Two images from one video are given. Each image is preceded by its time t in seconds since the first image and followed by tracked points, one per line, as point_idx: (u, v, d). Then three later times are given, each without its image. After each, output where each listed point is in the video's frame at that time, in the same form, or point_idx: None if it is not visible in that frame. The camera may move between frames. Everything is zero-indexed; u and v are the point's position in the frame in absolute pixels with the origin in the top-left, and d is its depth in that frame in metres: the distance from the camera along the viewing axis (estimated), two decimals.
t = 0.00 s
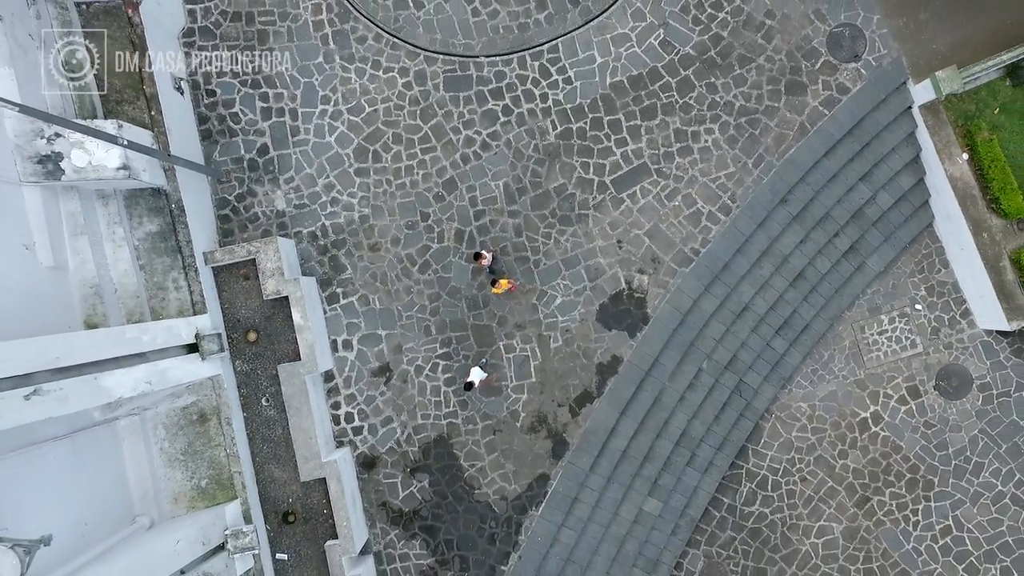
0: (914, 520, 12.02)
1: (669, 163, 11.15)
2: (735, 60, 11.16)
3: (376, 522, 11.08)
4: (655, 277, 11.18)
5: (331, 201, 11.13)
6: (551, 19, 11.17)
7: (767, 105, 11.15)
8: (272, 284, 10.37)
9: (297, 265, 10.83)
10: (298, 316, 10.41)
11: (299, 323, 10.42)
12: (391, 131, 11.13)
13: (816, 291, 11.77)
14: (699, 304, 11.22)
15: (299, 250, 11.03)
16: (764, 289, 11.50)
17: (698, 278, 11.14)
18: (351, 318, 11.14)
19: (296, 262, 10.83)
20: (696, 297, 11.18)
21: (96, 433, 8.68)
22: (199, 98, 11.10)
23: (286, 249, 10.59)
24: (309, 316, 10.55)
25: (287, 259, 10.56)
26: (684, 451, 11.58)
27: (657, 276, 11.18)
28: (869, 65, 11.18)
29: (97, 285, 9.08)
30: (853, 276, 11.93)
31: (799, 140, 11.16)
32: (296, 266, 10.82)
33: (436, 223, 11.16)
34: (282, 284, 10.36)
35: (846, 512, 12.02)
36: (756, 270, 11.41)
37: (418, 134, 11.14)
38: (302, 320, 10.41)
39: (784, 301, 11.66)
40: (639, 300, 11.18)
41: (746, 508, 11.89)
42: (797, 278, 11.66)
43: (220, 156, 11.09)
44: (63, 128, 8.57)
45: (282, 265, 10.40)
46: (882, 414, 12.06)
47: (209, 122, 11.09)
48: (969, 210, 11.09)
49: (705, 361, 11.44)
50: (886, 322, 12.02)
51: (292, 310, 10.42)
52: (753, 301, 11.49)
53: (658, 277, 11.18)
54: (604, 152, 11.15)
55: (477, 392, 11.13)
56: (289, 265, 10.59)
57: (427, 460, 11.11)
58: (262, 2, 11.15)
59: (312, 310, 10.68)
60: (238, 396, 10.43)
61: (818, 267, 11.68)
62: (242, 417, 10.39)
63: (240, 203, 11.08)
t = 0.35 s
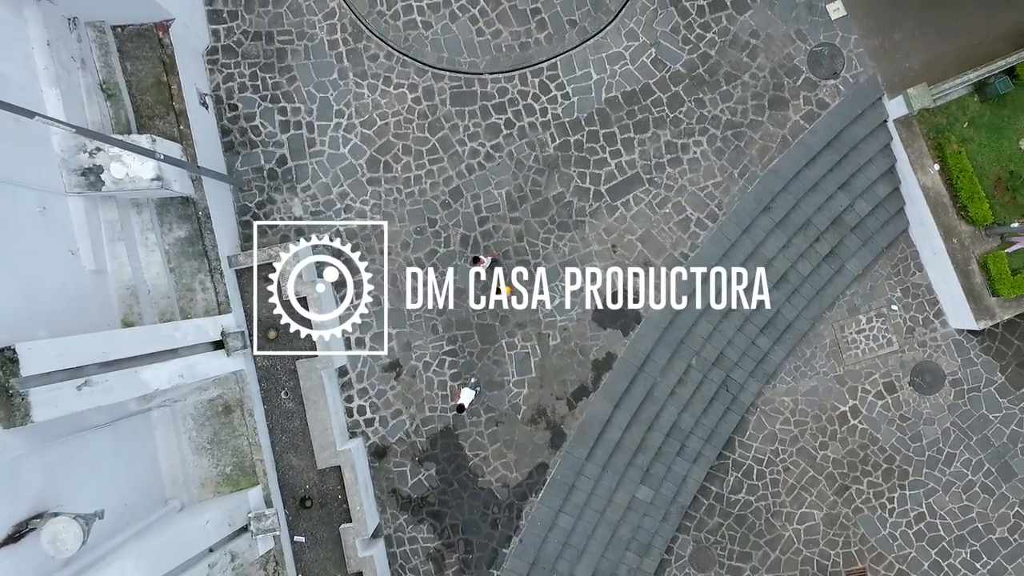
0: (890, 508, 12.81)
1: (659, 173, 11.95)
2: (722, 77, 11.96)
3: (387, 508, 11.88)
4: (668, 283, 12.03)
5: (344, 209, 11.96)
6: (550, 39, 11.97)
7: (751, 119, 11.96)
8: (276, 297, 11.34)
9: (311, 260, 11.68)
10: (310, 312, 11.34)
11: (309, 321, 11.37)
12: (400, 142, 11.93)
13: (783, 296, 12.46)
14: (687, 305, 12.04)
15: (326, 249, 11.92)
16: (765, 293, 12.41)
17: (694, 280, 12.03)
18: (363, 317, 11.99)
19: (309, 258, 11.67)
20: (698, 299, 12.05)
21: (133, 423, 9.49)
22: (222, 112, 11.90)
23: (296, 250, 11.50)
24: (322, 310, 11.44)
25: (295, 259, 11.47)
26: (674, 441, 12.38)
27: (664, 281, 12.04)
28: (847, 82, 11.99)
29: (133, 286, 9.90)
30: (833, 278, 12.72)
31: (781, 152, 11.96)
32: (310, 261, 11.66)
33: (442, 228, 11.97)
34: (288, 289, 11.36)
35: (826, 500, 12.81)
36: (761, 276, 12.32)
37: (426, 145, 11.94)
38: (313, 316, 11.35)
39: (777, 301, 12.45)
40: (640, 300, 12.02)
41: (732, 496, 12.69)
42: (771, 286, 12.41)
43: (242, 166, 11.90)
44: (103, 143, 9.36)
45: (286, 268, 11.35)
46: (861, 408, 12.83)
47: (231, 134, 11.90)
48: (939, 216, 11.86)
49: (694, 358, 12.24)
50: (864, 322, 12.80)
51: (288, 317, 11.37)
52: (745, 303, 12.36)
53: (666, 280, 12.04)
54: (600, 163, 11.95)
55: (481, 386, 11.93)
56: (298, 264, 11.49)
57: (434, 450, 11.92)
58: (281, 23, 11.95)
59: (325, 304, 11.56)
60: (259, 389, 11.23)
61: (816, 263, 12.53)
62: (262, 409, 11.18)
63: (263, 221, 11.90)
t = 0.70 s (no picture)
0: (869, 495, 13.59)
1: (651, 180, 12.74)
2: (710, 91, 12.75)
3: (395, 495, 12.67)
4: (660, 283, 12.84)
5: (356, 214, 12.75)
6: (548, 54, 12.76)
7: (737, 130, 12.75)
8: (277, 299, 12.12)
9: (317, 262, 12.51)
10: (325, 309, 12.21)
11: (322, 321, 12.25)
12: (408, 152, 12.72)
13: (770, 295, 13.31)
14: (677, 304, 12.84)
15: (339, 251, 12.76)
16: (754, 293, 13.24)
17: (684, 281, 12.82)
18: (373, 315, 12.78)
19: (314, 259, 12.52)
20: (697, 301, 12.95)
21: (163, 414, 10.28)
22: (241, 123, 12.69)
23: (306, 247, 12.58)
24: (336, 304, 12.36)
25: (299, 255, 12.45)
26: (665, 432, 13.16)
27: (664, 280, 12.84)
28: (827, 95, 12.78)
29: (160, 286, 10.75)
30: (815, 279, 13.50)
31: (765, 160, 12.76)
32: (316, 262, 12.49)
33: (447, 232, 12.77)
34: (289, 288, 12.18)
35: (808, 488, 13.59)
36: (749, 275, 13.16)
37: (432, 155, 12.73)
38: (328, 314, 12.23)
39: (764, 300, 13.27)
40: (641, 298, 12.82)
41: (720, 484, 13.48)
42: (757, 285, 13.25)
43: (259, 174, 12.69)
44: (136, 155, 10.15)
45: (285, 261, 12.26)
46: (841, 401, 13.61)
47: (249, 144, 12.68)
48: (913, 221, 12.65)
49: (683, 353, 13.04)
50: (845, 320, 13.58)
51: (290, 319, 12.11)
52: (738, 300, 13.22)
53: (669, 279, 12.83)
54: (595, 171, 12.75)
55: (484, 380, 12.72)
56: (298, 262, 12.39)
57: (440, 440, 12.71)
58: (296, 40, 12.74)
59: (336, 297, 12.43)
60: (276, 383, 12.00)
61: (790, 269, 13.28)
62: (280, 401, 11.96)
63: (278, 223, 12.71)
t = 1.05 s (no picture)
0: (850, 485, 14.38)
1: (644, 187, 13.53)
2: (700, 103, 13.53)
3: (403, 483, 13.46)
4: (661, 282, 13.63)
5: (366, 218, 13.53)
6: (547, 69, 13.55)
7: (725, 140, 13.54)
8: (276, 298, 12.76)
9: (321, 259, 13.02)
10: (337, 306, 12.92)
11: (334, 318, 13.00)
12: (415, 160, 13.50)
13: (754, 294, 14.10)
14: (668, 304, 13.64)
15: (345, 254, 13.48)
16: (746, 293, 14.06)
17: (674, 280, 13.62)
18: (383, 314, 13.56)
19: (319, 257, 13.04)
20: (691, 299, 13.74)
21: (190, 405, 11.11)
22: (258, 133, 13.47)
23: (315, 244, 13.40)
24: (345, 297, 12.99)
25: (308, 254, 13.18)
26: (657, 425, 13.93)
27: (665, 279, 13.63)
28: (810, 107, 13.57)
29: (185, 287, 11.55)
30: (799, 280, 14.28)
31: (751, 169, 13.55)
32: (320, 259, 13.00)
33: (452, 236, 13.55)
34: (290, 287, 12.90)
35: (793, 479, 14.37)
36: (741, 275, 13.95)
37: (438, 163, 13.51)
38: (340, 310, 12.95)
39: (757, 300, 14.11)
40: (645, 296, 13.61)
41: (710, 474, 14.26)
42: (750, 284, 14.05)
43: (275, 181, 13.47)
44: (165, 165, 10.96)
45: (286, 261, 12.95)
46: (824, 396, 14.38)
47: (266, 153, 13.46)
48: (891, 226, 13.42)
49: (674, 350, 13.84)
50: (827, 319, 14.36)
51: (290, 319, 12.83)
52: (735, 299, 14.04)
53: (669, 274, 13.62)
54: (591, 178, 13.53)
55: (486, 376, 13.50)
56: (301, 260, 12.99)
57: (445, 432, 13.49)
58: (310, 54, 13.53)
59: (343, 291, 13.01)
60: (292, 377, 12.79)
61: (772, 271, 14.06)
62: (295, 394, 12.76)
63: (291, 223, 13.49)
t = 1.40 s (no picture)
0: (832, 474, 15.17)
1: (637, 192, 14.33)
2: (689, 113, 14.33)
3: (409, 471, 14.25)
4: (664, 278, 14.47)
5: (374, 222, 14.32)
6: (546, 80, 14.35)
7: (713, 148, 14.34)
8: (275, 297, 13.34)
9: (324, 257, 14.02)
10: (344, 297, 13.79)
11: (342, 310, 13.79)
12: (421, 167, 14.30)
13: (752, 294, 14.97)
14: (659, 303, 14.47)
15: (350, 257, 14.31)
16: (744, 293, 14.92)
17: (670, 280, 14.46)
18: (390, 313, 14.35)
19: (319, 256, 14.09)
20: (680, 298, 14.57)
21: (211, 397, 11.89)
22: (272, 141, 14.26)
23: (333, 250, 14.25)
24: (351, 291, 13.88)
25: (323, 256, 14.05)
26: (649, 417, 14.73)
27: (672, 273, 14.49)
28: (793, 117, 14.38)
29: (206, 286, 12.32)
30: (784, 280, 15.07)
31: (737, 175, 14.36)
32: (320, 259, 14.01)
33: (455, 238, 14.35)
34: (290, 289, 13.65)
35: (778, 468, 15.15)
36: (736, 275, 14.83)
37: (442, 169, 14.32)
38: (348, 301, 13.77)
39: (761, 300, 14.97)
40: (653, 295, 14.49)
41: (699, 464, 15.05)
42: (750, 284, 14.93)
43: (289, 186, 14.27)
44: (188, 172, 11.71)
45: (285, 266, 13.87)
46: (807, 390, 15.16)
47: (280, 160, 14.26)
48: (870, 229, 14.21)
49: (665, 346, 14.64)
50: (811, 317, 15.15)
51: (289, 319, 13.46)
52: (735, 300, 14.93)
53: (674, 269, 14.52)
54: (587, 184, 14.33)
55: (488, 370, 14.29)
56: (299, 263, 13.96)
57: (449, 423, 14.29)
58: (321, 67, 14.32)
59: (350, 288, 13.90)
60: (305, 372, 13.59)
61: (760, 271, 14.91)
62: (308, 388, 13.58)
63: (303, 223, 14.30)
